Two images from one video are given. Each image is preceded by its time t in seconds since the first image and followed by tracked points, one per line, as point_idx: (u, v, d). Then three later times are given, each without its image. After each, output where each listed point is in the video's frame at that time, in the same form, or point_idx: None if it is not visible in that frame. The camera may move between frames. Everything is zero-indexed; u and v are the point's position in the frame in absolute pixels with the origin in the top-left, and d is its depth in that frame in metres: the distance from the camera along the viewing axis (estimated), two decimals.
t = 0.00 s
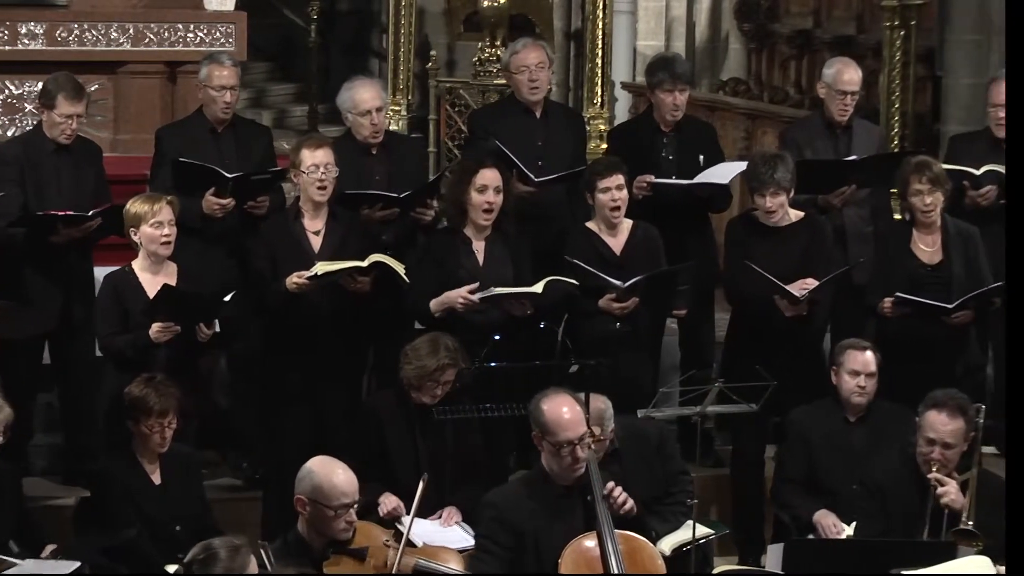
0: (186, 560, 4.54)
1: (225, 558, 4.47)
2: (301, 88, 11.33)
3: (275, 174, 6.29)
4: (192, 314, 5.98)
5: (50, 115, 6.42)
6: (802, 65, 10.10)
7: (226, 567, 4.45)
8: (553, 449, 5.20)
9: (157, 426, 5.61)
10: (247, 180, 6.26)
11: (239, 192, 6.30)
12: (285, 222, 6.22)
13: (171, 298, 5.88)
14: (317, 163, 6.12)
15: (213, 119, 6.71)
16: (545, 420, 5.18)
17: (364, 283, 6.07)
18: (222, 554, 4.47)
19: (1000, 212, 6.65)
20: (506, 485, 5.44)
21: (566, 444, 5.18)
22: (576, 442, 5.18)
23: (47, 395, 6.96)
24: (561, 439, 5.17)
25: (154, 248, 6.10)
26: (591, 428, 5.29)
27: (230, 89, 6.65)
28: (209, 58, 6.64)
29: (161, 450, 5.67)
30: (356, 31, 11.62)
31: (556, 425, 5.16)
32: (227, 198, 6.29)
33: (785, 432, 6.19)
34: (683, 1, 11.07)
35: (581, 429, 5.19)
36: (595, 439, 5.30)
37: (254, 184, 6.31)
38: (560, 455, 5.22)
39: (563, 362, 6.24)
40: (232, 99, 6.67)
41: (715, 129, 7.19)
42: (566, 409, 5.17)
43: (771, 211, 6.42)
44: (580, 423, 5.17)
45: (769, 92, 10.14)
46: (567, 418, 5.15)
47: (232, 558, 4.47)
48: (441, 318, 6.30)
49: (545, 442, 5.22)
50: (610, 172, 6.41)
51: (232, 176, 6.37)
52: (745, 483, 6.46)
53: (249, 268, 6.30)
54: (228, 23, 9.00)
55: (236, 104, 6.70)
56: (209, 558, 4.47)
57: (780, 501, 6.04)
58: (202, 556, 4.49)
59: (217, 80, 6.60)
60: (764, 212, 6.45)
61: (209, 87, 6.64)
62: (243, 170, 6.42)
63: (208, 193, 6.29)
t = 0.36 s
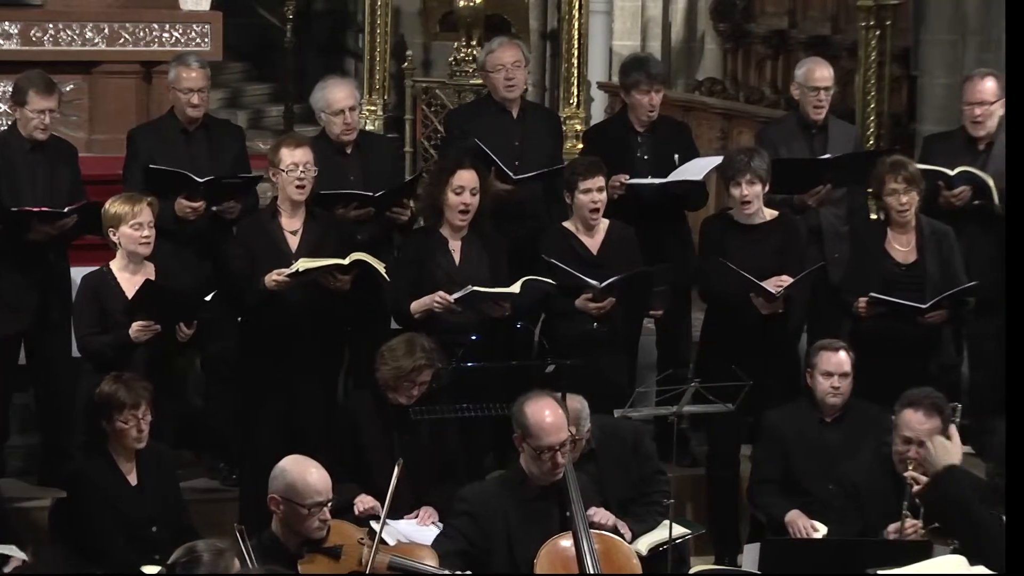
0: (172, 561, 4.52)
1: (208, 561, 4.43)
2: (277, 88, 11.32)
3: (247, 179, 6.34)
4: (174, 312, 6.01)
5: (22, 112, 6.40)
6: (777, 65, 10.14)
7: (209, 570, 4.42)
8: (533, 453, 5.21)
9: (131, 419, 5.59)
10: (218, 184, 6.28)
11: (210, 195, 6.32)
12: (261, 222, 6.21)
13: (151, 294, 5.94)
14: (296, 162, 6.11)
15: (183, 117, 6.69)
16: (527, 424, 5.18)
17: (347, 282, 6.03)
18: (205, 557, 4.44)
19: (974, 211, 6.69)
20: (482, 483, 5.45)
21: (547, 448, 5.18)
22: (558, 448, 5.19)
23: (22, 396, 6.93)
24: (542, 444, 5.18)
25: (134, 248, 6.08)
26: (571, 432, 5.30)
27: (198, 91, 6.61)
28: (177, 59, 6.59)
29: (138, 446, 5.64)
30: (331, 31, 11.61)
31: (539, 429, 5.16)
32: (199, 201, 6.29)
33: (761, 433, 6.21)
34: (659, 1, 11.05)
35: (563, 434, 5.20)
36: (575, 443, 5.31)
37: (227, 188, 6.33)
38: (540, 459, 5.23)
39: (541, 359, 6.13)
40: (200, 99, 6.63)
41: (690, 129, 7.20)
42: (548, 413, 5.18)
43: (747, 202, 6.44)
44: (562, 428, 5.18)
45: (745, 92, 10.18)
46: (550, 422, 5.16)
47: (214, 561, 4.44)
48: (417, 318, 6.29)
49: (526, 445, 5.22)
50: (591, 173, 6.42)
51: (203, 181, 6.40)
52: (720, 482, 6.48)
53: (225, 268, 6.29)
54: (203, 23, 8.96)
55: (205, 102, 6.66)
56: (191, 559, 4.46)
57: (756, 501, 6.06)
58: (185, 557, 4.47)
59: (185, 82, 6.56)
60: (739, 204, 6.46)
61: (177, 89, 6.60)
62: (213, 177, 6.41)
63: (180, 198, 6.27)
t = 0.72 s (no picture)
0: (156, 561, 4.51)
1: (193, 563, 4.42)
2: (253, 88, 11.30)
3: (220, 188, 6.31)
4: (150, 312, 6.03)
5: None
6: (754, 65, 10.17)
7: (193, 572, 4.41)
8: (513, 456, 5.19)
9: (105, 413, 5.56)
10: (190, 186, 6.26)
11: (182, 196, 6.29)
12: (238, 221, 6.20)
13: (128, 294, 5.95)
14: (273, 161, 6.10)
15: (151, 117, 6.70)
16: (509, 427, 5.14)
17: (325, 282, 6.02)
18: (189, 559, 4.42)
19: (950, 211, 6.71)
20: (459, 481, 5.44)
21: (528, 453, 5.16)
22: (538, 453, 5.17)
23: None
24: (523, 449, 5.16)
25: (108, 248, 6.07)
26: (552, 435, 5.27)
27: (166, 87, 6.64)
28: (143, 58, 6.65)
29: (114, 442, 5.63)
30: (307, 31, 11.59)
31: (521, 434, 5.14)
32: (171, 202, 6.28)
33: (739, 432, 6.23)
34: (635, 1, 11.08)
35: (545, 440, 5.18)
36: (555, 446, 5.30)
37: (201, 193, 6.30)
38: (520, 463, 5.21)
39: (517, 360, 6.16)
40: (168, 96, 6.66)
41: (667, 128, 7.21)
42: (531, 417, 5.15)
43: (725, 193, 6.43)
44: (544, 434, 5.15)
45: (722, 92, 10.20)
46: (533, 427, 5.13)
47: (198, 563, 4.42)
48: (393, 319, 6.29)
49: (507, 447, 5.20)
50: (574, 174, 6.39)
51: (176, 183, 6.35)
52: (696, 480, 6.50)
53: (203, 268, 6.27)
54: (179, 22, 8.97)
55: (172, 101, 6.69)
56: (175, 560, 4.45)
57: (733, 501, 6.08)
58: (170, 559, 4.45)
59: (151, 79, 6.59)
60: (717, 195, 6.46)
61: (144, 87, 6.64)
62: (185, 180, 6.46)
63: (153, 199, 6.28)
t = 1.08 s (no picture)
0: (146, 561, 4.51)
1: (182, 564, 4.41)
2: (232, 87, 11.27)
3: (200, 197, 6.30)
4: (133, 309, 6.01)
5: None
6: (733, 65, 10.18)
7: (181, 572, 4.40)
8: (498, 458, 5.20)
9: (83, 412, 5.54)
10: (171, 191, 6.25)
11: (162, 199, 6.30)
12: (217, 221, 6.18)
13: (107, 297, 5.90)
14: (254, 162, 6.08)
15: (125, 117, 6.69)
16: (495, 429, 5.16)
17: (306, 281, 6.00)
18: (179, 559, 4.42)
19: (928, 209, 6.72)
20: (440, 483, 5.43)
21: (513, 456, 5.18)
22: (523, 455, 5.19)
23: None
24: (509, 451, 5.17)
25: (85, 248, 6.05)
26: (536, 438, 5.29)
27: (139, 85, 6.64)
28: (115, 57, 6.64)
29: (92, 442, 5.60)
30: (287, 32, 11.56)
31: (507, 436, 5.15)
32: (150, 205, 6.31)
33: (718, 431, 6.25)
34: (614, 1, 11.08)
35: (530, 443, 5.20)
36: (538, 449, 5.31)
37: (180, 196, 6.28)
38: (504, 465, 5.23)
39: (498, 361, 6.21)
40: (141, 93, 6.66)
41: (648, 129, 7.21)
42: (517, 419, 5.16)
43: (705, 188, 6.42)
44: (529, 436, 5.17)
45: (701, 92, 10.20)
46: (519, 429, 5.15)
47: (188, 565, 4.41)
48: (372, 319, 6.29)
49: (492, 449, 5.21)
50: (556, 174, 6.39)
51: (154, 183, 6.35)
52: (676, 480, 6.50)
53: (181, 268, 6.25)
54: (158, 21, 8.92)
55: (145, 99, 6.69)
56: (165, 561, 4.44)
57: (713, 501, 6.08)
58: (160, 559, 4.46)
59: (123, 77, 6.59)
60: (698, 191, 6.44)
61: (117, 85, 6.63)
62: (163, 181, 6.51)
63: (133, 201, 6.30)
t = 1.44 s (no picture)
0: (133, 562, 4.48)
1: (171, 565, 4.40)
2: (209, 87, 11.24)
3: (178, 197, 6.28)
4: (109, 313, 5.95)
5: None
6: (711, 64, 10.20)
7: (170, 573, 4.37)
8: (473, 449, 5.20)
9: (61, 412, 5.52)
10: (151, 188, 6.22)
11: (142, 196, 6.25)
12: (194, 220, 6.16)
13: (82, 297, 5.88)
14: (234, 163, 6.06)
15: (99, 116, 6.67)
16: (467, 420, 5.18)
17: (286, 282, 6.01)
18: (167, 560, 4.40)
19: (907, 205, 6.73)
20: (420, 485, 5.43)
21: (487, 444, 5.17)
22: (498, 443, 5.18)
23: None
24: (482, 440, 5.17)
25: (61, 248, 6.02)
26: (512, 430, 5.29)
27: (114, 84, 6.59)
28: (89, 56, 6.60)
29: (70, 442, 5.58)
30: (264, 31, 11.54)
31: (478, 424, 5.16)
32: (129, 202, 6.23)
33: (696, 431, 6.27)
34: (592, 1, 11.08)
35: (504, 431, 5.20)
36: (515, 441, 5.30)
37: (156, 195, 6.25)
38: (480, 455, 5.22)
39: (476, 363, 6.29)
40: (115, 93, 6.62)
41: (628, 129, 7.21)
42: (488, 409, 5.18)
43: (685, 190, 6.41)
44: (502, 423, 5.18)
45: (680, 91, 10.22)
46: (490, 418, 5.16)
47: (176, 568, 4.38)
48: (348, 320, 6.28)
49: (466, 441, 5.21)
50: (539, 175, 6.38)
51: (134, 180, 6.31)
52: (655, 479, 6.50)
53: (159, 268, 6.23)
54: (136, 21, 8.90)
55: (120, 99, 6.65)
56: (154, 563, 4.41)
57: (692, 501, 6.09)
58: (149, 559, 4.43)
59: (98, 77, 6.55)
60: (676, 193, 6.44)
61: (91, 85, 6.59)
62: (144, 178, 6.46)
63: (111, 198, 6.22)
